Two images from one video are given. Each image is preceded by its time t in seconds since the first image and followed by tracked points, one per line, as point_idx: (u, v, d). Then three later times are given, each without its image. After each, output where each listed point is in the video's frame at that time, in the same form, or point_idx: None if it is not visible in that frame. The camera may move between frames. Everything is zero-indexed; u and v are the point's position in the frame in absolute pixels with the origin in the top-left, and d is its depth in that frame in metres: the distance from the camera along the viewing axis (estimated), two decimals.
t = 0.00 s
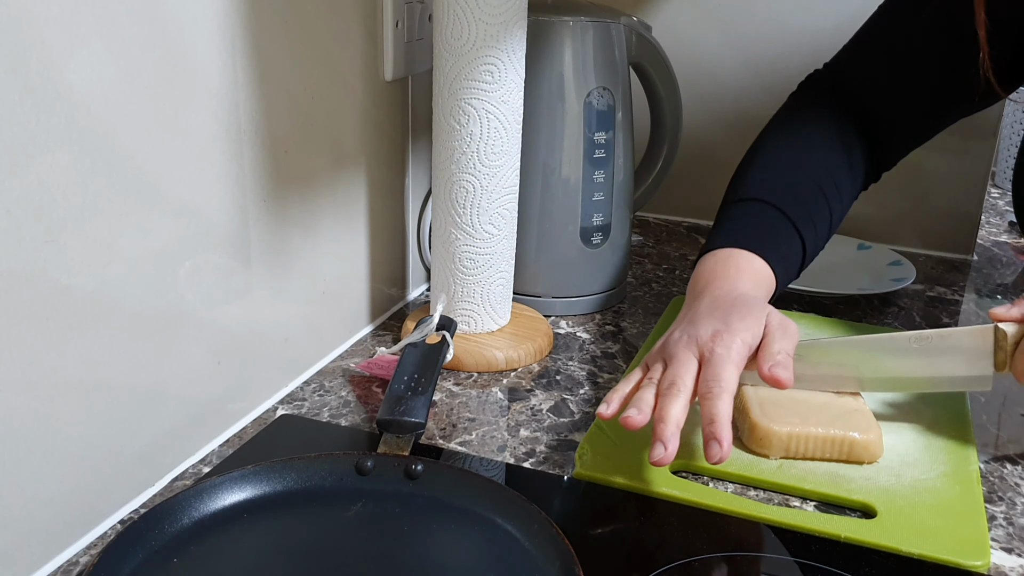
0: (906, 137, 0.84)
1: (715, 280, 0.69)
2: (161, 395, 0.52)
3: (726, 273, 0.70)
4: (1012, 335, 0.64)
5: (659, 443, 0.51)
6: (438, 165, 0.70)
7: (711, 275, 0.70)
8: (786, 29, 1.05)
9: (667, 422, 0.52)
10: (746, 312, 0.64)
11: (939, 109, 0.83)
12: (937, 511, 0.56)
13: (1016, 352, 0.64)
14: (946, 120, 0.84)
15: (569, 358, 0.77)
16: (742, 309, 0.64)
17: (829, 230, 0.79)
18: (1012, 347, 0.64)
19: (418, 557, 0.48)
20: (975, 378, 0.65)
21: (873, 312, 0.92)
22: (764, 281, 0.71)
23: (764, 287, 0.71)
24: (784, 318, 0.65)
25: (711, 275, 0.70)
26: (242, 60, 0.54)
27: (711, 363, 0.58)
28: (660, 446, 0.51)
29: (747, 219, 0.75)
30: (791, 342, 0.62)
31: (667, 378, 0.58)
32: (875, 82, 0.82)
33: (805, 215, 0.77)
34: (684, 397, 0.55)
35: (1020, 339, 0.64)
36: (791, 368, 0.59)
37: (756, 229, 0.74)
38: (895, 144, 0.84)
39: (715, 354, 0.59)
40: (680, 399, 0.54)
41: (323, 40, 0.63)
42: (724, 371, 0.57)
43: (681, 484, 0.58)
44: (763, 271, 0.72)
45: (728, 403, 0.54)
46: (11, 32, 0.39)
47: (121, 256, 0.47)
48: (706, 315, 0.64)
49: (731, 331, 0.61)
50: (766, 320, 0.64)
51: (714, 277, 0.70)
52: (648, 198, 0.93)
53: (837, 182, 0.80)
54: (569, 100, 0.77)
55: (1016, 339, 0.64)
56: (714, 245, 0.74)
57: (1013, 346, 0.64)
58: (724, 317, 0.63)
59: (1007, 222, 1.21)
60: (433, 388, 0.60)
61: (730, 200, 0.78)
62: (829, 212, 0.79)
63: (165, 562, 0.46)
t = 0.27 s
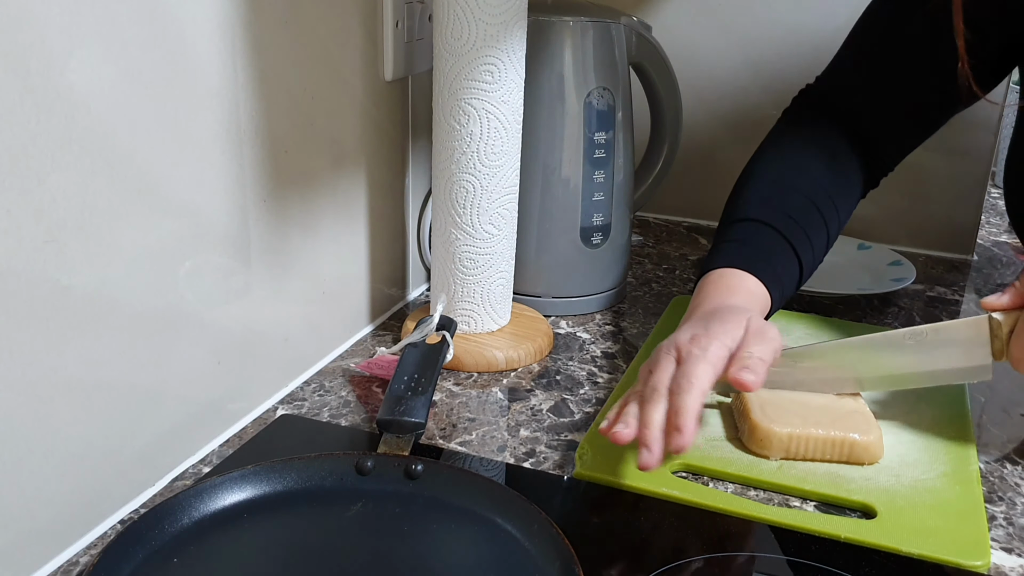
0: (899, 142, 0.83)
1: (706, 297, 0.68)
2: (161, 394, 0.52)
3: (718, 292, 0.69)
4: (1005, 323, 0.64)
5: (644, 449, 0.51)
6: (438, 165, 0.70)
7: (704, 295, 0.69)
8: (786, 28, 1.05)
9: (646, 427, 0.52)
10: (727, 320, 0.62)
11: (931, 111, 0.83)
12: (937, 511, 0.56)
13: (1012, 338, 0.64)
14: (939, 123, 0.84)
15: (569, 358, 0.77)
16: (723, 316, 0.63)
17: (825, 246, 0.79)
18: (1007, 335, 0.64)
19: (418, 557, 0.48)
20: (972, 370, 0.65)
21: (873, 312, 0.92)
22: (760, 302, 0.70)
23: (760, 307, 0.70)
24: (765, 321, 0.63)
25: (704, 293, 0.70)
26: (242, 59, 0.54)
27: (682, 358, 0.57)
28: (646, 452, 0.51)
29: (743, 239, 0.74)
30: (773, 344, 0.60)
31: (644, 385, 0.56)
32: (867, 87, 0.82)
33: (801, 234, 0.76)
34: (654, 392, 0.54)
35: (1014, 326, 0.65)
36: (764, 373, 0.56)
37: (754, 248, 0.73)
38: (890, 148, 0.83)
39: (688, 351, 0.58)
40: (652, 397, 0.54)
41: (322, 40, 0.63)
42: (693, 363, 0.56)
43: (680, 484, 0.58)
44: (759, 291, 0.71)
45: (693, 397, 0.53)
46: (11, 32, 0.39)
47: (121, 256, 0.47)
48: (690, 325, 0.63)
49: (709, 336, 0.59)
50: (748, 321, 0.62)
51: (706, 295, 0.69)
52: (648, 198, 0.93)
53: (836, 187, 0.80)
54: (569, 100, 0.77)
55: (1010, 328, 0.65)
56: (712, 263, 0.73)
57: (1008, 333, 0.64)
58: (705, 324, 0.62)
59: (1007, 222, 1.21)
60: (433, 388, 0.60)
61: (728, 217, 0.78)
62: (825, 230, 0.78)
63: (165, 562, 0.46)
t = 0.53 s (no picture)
0: (895, 148, 0.83)
1: (712, 296, 0.68)
2: (161, 395, 0.52)
3: (721, 291, 0.69)
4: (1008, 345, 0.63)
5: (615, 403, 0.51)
6: (438, 165, 0.70)
7: (708, 295, 0.69)
8: (786, 28, 1.05)
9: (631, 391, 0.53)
10: (735, 323, 0.63)
11: (926, 118, 0.83)
12: (937, 511, 0.56)
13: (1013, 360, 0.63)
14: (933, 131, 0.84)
15: (569, 358, 0.77)
16: (733, 318, 0.64)
17: (827, 250, 0.79)
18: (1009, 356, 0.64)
19: (418, 557, 0.48)
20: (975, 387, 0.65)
21: (873, 312, 0.92)
22: (763, 303, 0.70)
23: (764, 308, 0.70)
24: (771, 329, 0.65)
25: (710, 292, 0.70)
26: (242, 60, 0.54)
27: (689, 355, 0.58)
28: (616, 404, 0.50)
29: (745, 242, 0.74)
30: (776, 354, 0.62)
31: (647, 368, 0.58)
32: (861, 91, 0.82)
33: (804, 238, 0.76)
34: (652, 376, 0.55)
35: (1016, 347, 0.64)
36: (767, 376, 0.56)
37: (757, 251, 0.73)
38: (886, 153, 0.83)
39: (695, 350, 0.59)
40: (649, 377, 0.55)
41: (322, 40, 0.63)
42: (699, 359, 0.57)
43: (680, 484, 0.58)
44: (763, 291, 0.71)
45: (690, 381, 0.55)
46: (10, 32, 0.39)
47: (121, 256, 0.47)
48: (698, 324, 0.64)
49: (718, 338, 0.61)
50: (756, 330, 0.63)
51: (710, 296, 0.69)
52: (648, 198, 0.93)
53: (836, 191, 0.80)
54: (569, 100, 0.77)
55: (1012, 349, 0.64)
56: (714, 265, 0.73)
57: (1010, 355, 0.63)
58: (714, 325, 0.63)
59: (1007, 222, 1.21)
60: (433, 388, 0.60)
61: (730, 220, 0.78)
62: (827, 235, 0.78)
63: (165, 562, 0.46)
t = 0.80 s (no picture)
0: (894, 149, 0.83)
1: (721, 290, 0.69)
2: (161, 395, 0.52)
3: (730, 285, 0.69)
4: (1013, 371, 0.64)
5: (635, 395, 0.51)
6: (438, 165, 0.70)
7: (716, 287, 0.69)
8: (786, 28, 1.05)
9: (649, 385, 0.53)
10: (746, 316, 0.64)
11: (925, 119, 0.83)
12: (937, 511, 0.56)
13: (1015, 387, 0.64)
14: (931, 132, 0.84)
15: (569, 358, 0.77)
16: (744, 313, 0.64)
17: (830, 250, 0.79)
18: (1011, 381, 0.64)
19: (418, 557, 0.48)
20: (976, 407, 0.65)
21: (873, 312, 0.92)
22: (770, 300, 0.70)
23: (771, 305, 0.70)
24: (782, 325, 0.65)
25: (719, 285, 0.70)
26: (242, 59, 0.54)
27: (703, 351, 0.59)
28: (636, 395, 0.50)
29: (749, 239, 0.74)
30: (787, 348, 0.62)
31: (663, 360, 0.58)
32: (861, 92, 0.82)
33: (808, 234, 0.76)
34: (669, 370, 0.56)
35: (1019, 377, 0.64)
36: (780, 369, 0.57)
37: (762, 247, 0.73)
38: (888, 153, 0.83)
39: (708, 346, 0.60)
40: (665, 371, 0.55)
41: (322, 40, 0.62)
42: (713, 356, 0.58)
43: (680, 484, 0.58)
44: (770, 287, 0.71)
45: (706, 375, 0.55)
46: (10, 32, 0.39)
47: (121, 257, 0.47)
48: (708, 318, 0.65)
49: (730, 333, 0.61)
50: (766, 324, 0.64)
51: (719, 288, 0.69)
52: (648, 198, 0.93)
53: (836, 192, 0.80)
54: (569, 100, 0.77)
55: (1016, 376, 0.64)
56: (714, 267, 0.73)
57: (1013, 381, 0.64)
58: (724, 319, 0.63)
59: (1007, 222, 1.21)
60: (433, 388, 0.60)
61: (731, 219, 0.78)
62: (831, 232, 0.79)
63: (165, 562, 0.46)
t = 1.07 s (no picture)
0: (893, 150, 0.83)
1: (722, 290, 0.69)
2: (161, 395, 0.52)
3: (730, 286, 0.69)
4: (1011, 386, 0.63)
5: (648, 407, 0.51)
6: (438, 165, 0.70)
7: (717, 288, 0.69)
8: (786, 28, 1.05)
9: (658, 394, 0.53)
10: (751, 314, 0.64)
11: (925, 121, 0.83)
12: (937, 511, 0.56)
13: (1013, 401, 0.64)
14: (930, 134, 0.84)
15: (569, 358, 0.77)
16: (748, 311, 0.64)
17: (830, 249, 0.79)
18: (1009, 396, 0.64)
19: (418, 557, 0.48)
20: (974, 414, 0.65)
21: (873, 312, 0.92)
22: (772, 298, 0.70)
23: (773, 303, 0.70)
24: (787, 322, 0.65)
25: (721, 283, 0.70)
26: (242, 59, 0.54)
27: (711, 351, 0.59)
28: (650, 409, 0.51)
29: (749, 238, 0.74)
30: (793, 346, 0.62)
31: (669, 364, 0.59)
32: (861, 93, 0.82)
33: (807, 233, 0.76)
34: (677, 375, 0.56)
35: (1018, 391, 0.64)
36: (787, 366, 0.57)
37: (760, 246, 0.73)
38: (887, 154, 0.83)
39: (715, 346, 0.60)
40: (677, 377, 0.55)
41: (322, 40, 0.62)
42: (722, 357, 0.58)
43: (680, 484, 0.58)
44: (772, 287, 0.71)
45: (716, 374, 0.56)
46: (10, 33, 0.39)
47: (121, 256, 0.47)
48: (711, 317, 0.64)
49: (736, 331, 0.61)
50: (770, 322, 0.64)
51: (720, 288, 0.69)
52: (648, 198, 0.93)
53: (835, 192, 0.80)
54: (570, 100, 0.77)
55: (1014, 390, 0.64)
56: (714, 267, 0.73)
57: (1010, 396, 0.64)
58: (729, 318, 0.63)
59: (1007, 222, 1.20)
60: (433, 388, 0.60)
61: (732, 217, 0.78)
62: (829, 231, 0.78)
63: (165, 562, 0.46)
